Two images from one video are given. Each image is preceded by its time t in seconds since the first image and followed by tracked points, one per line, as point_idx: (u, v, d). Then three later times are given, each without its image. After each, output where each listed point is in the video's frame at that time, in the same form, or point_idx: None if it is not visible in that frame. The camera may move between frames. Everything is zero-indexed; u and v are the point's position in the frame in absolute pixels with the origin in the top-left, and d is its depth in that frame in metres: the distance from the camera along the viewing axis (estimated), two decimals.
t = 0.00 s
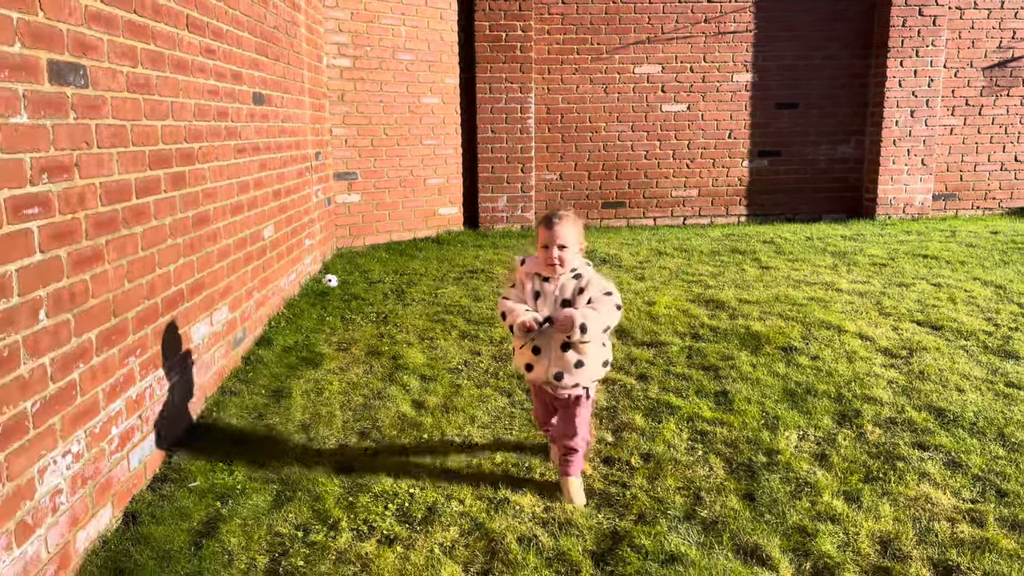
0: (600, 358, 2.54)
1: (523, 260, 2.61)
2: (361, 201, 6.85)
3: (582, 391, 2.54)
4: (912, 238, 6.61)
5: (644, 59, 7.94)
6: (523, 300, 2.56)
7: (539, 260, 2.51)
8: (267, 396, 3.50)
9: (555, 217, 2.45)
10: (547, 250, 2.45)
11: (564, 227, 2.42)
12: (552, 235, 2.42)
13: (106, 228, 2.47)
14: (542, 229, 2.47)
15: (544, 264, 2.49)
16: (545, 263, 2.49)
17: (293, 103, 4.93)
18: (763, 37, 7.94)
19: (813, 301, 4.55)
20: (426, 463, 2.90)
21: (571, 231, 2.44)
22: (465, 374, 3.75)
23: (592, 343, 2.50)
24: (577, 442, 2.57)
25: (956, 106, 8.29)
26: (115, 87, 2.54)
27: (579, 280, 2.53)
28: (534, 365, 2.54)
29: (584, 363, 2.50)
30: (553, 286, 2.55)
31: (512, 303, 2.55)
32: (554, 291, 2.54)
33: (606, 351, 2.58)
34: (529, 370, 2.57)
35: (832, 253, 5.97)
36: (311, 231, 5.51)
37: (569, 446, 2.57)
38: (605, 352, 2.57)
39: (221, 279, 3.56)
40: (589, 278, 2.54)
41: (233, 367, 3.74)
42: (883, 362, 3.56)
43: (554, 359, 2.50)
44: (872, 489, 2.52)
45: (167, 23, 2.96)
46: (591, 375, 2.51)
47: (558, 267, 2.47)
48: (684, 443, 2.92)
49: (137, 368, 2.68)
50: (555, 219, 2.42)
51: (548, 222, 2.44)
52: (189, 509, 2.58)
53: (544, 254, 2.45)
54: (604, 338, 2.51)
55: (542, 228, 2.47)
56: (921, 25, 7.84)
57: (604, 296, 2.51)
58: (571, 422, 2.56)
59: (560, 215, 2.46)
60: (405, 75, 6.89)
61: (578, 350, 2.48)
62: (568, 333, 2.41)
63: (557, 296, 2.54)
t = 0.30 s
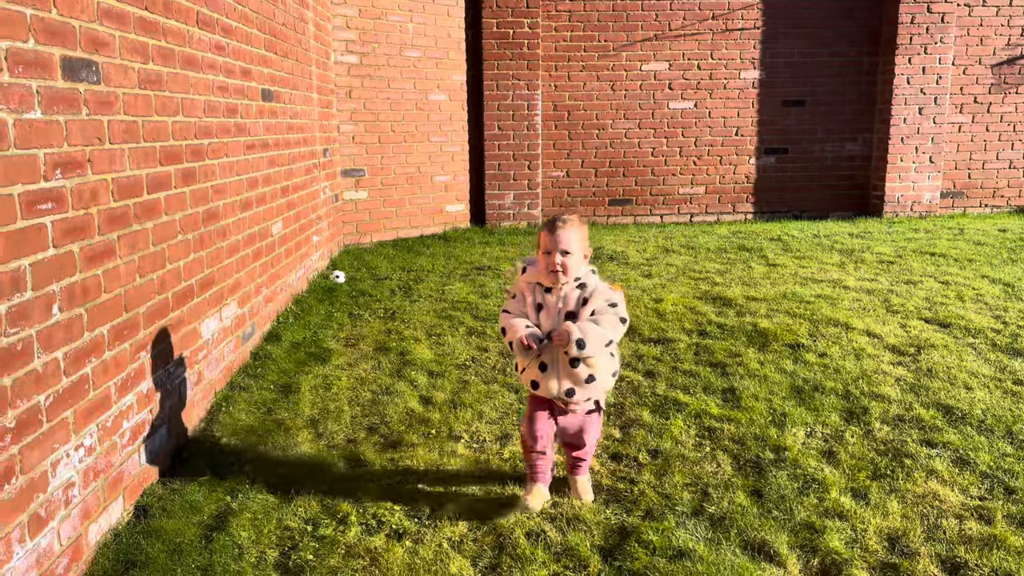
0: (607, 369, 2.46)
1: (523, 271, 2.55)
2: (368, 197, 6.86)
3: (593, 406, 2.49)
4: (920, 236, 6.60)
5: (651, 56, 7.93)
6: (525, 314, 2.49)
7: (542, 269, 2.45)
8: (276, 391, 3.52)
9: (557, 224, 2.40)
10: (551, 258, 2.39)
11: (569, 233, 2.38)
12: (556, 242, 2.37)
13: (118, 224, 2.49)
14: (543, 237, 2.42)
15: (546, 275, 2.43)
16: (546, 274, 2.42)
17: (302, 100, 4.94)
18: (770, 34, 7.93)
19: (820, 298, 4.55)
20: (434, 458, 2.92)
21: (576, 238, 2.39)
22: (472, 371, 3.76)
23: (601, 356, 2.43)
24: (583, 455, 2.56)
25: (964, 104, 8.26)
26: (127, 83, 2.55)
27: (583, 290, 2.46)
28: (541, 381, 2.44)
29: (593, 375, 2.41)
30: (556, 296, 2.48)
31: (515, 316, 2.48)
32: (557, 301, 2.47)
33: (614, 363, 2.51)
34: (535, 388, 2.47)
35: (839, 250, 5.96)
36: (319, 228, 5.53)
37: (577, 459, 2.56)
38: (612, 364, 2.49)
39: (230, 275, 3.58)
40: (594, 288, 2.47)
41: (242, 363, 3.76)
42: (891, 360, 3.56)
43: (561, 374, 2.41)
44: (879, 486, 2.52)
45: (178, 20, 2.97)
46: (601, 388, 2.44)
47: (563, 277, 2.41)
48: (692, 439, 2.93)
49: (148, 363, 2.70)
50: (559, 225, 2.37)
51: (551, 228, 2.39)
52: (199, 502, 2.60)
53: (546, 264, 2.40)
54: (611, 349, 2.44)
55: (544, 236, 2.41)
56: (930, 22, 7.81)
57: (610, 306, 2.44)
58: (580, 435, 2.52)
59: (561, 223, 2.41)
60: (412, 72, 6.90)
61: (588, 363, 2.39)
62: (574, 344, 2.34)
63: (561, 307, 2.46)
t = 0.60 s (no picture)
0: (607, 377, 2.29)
1: (508, 277, 2.27)
2: (374, 190, 6.87)
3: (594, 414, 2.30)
4: (928, 230, 6.57)
5: (658, 49, 7.90)
6: (517, 325, 2.22)
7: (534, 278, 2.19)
8: (282, 383, 3.54)
9: (551, 232, 2.12)
10: (547, 272, 2.13)
11: (566, 245, 2.11)
12: (551, 254, 2.10)
13: (125, 216, 2.50)
14: (539, 244, 2.14)
15: (544, 284, 2.17)
16: (544, 283, 2.16)
17: (308, 92, 4.94)
18: (778, 27, 7.88)
19: (826, 293, 4.54)
20: (439, 450, 2.94)
21: (572, 248, 2.13)
22: (477, 364, 3.77)
23: (599, 365, 2.25)
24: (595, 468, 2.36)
25: (973, 98, 8.21)
26: (134, 75, 2.56)
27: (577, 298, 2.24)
28: (539, 398, 2.22)
29: (593, 388, 2.24)
30: (551, 305, 2.23)
31: (507, 329, 2.20)
32: (553, 311, 2.22)
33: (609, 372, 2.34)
34: (532, 404, 2.24)
35: (846, 245, 5.94)
36: (324, 220, 5.54)
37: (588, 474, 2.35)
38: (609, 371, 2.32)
39: (236, 267, 3.59)
40: (588, 294, 2.27)
41: (248, 355, 3.78)
42: (897, 354, 3.56)
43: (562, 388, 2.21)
44: (884, 481, 2.52)
45: (185, 12, 2.97)
46: (602, 399, 2.26)
47: (559, 289, 2.16)
48: (696, 433, 2.93)
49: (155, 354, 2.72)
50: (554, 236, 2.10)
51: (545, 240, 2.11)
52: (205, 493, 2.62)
53: (546, 275, 2.13)
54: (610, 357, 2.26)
55: (541, 244, 2.13)
56: (939, 15, 7.76)
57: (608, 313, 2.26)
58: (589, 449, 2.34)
59: (559, 228, 2.13)
60: (419, 65, 6.89)
61: (589, 375, 2.21)
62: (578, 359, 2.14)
63: (558, 316, 2.22)
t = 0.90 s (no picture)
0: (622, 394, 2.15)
1: (525, 279, 2.14)
2: (378, 175, 6.85)
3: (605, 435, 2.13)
4: (934, 217, 6.53)
5: (664, 34, 7.84)
6: (532, 330, 2.09)
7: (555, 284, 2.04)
8: (286, 367, 3.55)
9: (579, 239, 1.95)
10: (572, 281, 1.97)
11: (594, 254, 1.95)
12: (578, 262, 1.95)
13: (127, 198, 2.50)
14: (561, 249, 1.98)
15: (565, 291, 2.02)
16: (565, 291, 2.02)
17: (311, 77, 4.92)
18: (785, 12, 7.81)
19: (831, 279, 4.52)
20: (442, 434, 2.94)
21: (600, 257, 1.97)
22: (480, 348, 3.77)
23: (616, 379, 2.11)
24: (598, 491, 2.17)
25: (982, 84, 8.13)
26: (136, 57, 2.55)
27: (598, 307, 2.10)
28: (548, 411, 2.07)
29: (607, 404, 2.09)
30: (570, 312, 2.11)
31: (521, 334, 2.07)
32: (572, 318, 2.11)
33: (626, 387, 2.19)
34: (541, 416, 2.09)
35: (851, 231, 5.91)
36: (328, 205, 5.53)
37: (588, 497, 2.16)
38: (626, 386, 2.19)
39: (240, 250, 3.59)
40: (611, 302, 2.13)
41: (252, 339, 3.78)
42: (900, 340, 3.54)
43: (574, 402, 2.07)
44: (887, 465, 2.52)
45: None
46: (615, 417, 2.12)
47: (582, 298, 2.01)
48: (699, 417, 2.93)
49: (157, 337, 2.73)
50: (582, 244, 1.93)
51: (572, 247, 1.95)
52: (208, 475, 2.63)
53: (569, 283, 1.98)
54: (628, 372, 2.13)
55: (564, 249, 1.97)
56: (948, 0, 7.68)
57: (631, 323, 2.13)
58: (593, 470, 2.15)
59: (585, 234, 1.97)
60: (423, 50, 6.86)
61: (605, 390, 2.07)
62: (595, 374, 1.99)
63: (577, 324, 2.10)
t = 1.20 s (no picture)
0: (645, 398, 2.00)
1: (527, 287, 1.97)
2: (383, 155, 6.85)
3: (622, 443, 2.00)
4: (941, 197, 6.51)
5: (671, 13, 7.78)
6: (545, 342, 1.92)
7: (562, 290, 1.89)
8: (293, 345, 3.57)
9: (584, 240, 1.81)
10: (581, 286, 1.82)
11: (601, 255, 1.80)
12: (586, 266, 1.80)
13: (136, 175, 2.51)
14: (567, 252, 1.83)
15: (574, 297, 1.87)
16: (574, 296, 1.87)
17: (317, 55, 4.91)
18: None
19: (836, 258, 4.52)
20: (449, 410, 2.97)
21: (607, 258, 1.83)
22: (486, 327, 3.79)
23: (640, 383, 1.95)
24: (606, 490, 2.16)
25: (990, 63, 8.07)
26: (143, 34, 2.55)
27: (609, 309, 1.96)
28: (573, 428, 1.88)
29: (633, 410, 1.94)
30: (581, 318, 1.94)
31: (532, 348, 1.90)
32: (584, 325, 1.94)
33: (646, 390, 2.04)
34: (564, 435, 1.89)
35: (857, 212, 5.89)
36: (334, 185, 5.53)
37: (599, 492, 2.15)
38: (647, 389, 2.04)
39: (247, 229, 3.61)
40: (623, 302, 1.98)
41: (259, 317, 3.81)
42: (906, 319, 3.55)
43: (600, 414, 1.89)
44: (891, 442, 2.54)
45: None
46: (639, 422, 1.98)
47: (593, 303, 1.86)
48: (704, 394, 2.95)
49: (167, 314, 2.75)
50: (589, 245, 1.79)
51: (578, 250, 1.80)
52: (218, 450, 2.67)
53: (577, 288, 1.83)
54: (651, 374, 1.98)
55: (570, 252, 1.82)
56: None
57: (649, 322, 1.97)
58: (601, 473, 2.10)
59: (592, 233, 1.82)
60: (428, 29, 6.83)
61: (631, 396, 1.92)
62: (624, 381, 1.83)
63: (591, 330, 1.93)
